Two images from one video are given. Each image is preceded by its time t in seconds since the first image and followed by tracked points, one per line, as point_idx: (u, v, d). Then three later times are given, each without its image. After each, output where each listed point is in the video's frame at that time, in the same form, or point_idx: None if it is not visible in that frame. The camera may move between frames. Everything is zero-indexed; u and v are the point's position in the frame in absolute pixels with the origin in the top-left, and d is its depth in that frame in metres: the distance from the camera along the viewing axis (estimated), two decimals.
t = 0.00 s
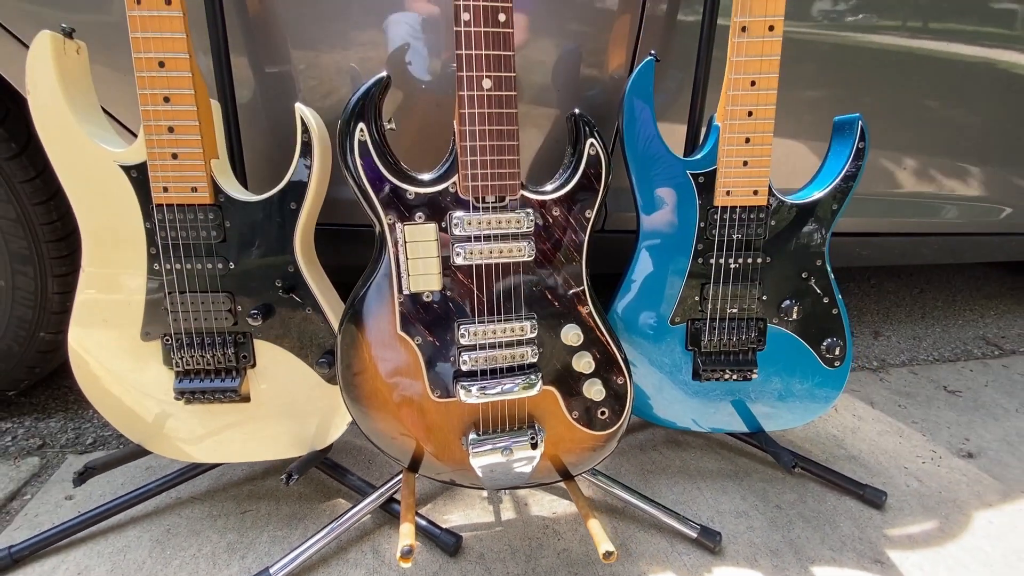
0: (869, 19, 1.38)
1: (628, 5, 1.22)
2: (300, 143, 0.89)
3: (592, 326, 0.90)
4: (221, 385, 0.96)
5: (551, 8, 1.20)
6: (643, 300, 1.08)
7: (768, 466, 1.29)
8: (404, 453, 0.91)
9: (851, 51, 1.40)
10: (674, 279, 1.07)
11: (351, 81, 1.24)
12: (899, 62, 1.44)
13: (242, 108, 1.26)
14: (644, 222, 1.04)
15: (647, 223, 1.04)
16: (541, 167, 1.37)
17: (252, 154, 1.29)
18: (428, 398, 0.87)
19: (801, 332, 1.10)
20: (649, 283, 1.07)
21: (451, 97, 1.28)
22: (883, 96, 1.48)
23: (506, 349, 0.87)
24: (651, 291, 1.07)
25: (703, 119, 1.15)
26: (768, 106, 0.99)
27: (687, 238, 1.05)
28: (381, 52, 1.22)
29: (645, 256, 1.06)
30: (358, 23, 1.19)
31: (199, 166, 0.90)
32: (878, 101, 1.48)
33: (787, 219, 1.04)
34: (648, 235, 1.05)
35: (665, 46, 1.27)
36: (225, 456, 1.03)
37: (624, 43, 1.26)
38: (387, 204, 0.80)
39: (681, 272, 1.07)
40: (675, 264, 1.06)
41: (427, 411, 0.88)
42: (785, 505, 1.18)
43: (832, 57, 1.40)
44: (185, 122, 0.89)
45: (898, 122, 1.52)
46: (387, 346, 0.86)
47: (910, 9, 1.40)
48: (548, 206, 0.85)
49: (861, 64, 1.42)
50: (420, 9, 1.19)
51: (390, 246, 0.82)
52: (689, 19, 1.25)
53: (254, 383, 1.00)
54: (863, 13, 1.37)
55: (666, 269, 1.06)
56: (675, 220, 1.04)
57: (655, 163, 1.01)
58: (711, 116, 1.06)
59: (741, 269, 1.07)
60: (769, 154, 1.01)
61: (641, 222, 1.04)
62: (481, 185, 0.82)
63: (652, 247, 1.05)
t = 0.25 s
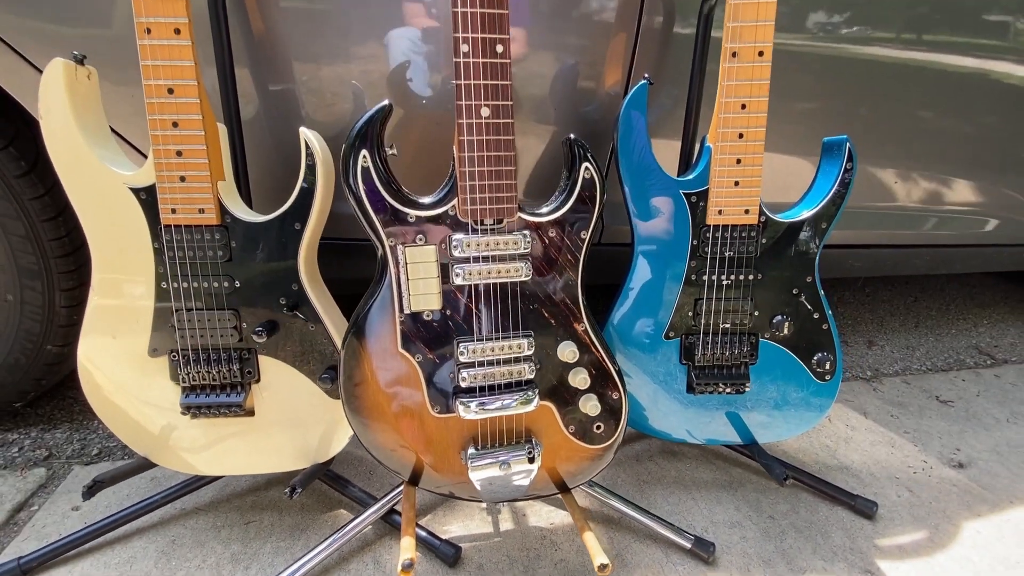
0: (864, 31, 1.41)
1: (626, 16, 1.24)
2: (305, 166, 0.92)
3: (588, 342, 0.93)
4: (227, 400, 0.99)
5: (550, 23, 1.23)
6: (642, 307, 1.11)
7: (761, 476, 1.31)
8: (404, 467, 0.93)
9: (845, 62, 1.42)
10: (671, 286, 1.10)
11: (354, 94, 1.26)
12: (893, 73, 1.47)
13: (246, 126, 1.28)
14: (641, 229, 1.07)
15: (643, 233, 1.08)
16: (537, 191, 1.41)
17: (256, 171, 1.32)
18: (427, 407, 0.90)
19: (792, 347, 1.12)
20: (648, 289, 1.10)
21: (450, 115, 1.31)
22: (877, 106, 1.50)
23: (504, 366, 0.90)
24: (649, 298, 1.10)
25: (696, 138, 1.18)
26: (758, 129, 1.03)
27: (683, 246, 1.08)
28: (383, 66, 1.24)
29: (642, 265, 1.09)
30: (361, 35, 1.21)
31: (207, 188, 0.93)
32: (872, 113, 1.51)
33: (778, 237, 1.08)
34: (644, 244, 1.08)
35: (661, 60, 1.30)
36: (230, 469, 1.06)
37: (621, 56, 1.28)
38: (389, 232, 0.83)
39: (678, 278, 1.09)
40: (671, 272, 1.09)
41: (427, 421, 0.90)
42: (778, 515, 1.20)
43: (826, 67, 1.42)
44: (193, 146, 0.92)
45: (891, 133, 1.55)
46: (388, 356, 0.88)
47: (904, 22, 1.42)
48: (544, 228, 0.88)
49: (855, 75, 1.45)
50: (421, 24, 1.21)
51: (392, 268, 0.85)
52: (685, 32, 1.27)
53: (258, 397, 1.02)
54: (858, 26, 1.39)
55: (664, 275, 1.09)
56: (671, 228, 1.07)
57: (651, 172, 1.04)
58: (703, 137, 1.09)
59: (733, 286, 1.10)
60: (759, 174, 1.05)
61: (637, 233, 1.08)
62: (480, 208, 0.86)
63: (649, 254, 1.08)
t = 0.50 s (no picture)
0: (860, 40, 1.43)
1: (623, 27, 1.27)
2: (308, 182, 0.94)
3: (584, 354, 0.95)
4: (230, 411, 1.01)
5: (549, 34, 1.25)
6: (639, 313, 1.13)
7: (757, 484, 1.33)
8: (403, 476, 0.95)
9: (840, 72, 1.45)
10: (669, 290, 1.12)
11: (356, 103, 1.28)
12: (888, 82, 1.49)
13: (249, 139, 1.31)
14: (637, 236, 1.09)
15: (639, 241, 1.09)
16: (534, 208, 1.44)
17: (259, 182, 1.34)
18: (426, 414, 0.92)
19: (785, 358, 1.15)
20: (645, 295, 1.12)
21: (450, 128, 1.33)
22: (871, 116, 1.52)
23: (502, 377, 0.92)
24: (647, 303, 1.12)
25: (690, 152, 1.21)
26: (750, 145, 1.06)
27: (680, 251, 1.10)
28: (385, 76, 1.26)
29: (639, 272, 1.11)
30: (364, 45, 1.23)
31: (212, 204, 0.95)
32: (867, 122, 1.53)
33: (770, 250, 1.10)
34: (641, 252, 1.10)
35: (658, 69, 1.32)
36: (233, 479, 1.07)
37: (618, 66, 1.30)
38: (390, 245, 0.86)
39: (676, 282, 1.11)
40: (669, 277, 1.11)
41: (426, 428, 0.92)
42: (772, 523, 1.22)
43: (821, 75, 1.44)
44: (198, 163, 0.94)
45: (886, 142, 1.57)
46: (387, 365, 0.90)
47: (899, 32, 1.44)
48: (541, 243, 0.91)
49: (850, 84, 1.47)
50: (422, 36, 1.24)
51: (392, 282, 0.87)
52: (681, 41, 1.30)
53: (260, 408, 1.04)
54: (854, 35, 1.42)
55: (661, 280, 1.11)
56: (667, 235, 1.09)
57: (645, 182, 1.06)
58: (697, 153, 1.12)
59: (728, 297, 1.12)
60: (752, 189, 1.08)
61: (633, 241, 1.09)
62: (478, 225, 0.88)
63: (646, 260, 1.10)
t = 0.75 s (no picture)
0: (857, 51, 1.45)
1: (622, 40, 1.29)
2: (314, 198, 0.97)
3: (584, 366, 0.97)
4: (236, 421, 1.03)
5: (550, 50, 1.28)
6: (638, 322, 1.14)
7: (755, 493, 1.35)
8: (406, 486, 0.97)
9: (836, 83, 1.47)
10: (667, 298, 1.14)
11: (360, 114, 1.31)
12: (884, 93, 1.51)
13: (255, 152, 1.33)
14: (636, 243, 1.11)
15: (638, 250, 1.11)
16: (535, 222, 1.47)
17: (264, 195, 1.37)
18: (427, 421, 0.93)
19: (782, 368, 1.17)
20: (644, 302, 1.14)
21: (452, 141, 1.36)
22: (867, 129, 1.55)
23: (503, 389, 0.94)
24: (646, 310, 1.14)
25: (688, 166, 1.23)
26: (746, 161, 1.09)
27: (678, 260, 1.12)
28: (388, 88, 1.28)
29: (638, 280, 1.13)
30: (369, 57, 1.25)
31: (219, 219, 0.97)
32: (864, 132, 1.55)
33: (767, 263, 1.13)
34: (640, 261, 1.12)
35: (656, 80, 1.34)
36: (238, 488, 1.09)
37: (617, 78, 1.33)
38: (393, 259, 0.88)
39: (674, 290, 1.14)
40: (667, 285, 1.13)
41: (429, 438, 0.94)
42: (770, 532, 1.23)
43: (818, 86, 1.47)
44: (207, 179, 0.97)
45: (882, 152, 1.59)
46: (391, 376, 0.92)
47: (895, 43, 1.47)
48: (541, 257, 0.93)
49: (846, 95, 1.49)
50: (425, 50, 1.26)
51: (396, 296, 0.89)
52: (679, 53, 1.32)
53: (265, 418, 1.06)
54: (850, 46, 1.44)
55: (660, 288, 1.13)
56: (665, 243, 1.11)
57: (643, 192, 1.08)
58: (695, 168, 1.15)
59: (725, 309, 1.14)
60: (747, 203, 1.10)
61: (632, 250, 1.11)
62: (480, 240, 0.90)
63: (645, 269, 1.12)
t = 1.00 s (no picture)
0: (857, 58, 1.46)
1: (625, 48, 1.31)
2: (322, 206, 0.98)
3: (588, 373, 0.98)
4: (244, 427, 1.04)
5: (554, 60, 1.29)
6: (641, 327, 1.16)
7: (758, 498, 1.35)
8: (412, 491, 0.98)
9: (837, 89, 1.48)
10: (670, 303, 1.15)
11: (366, 122, 1.32)
12: (885, 99, 1.53)
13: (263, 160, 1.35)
14: (638, 247, 1.12)
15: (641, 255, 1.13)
16: (538, 229, 1.49)
17: (271, 202, 1.39)
18: (432, 425, 0.94)
19: (784, 375, 1.18)
20: (647, 307, 1.15)
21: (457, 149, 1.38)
22: (867, 136, 1.56)
23: (509, 395, 0.95)
24: (649, 315, 1.15)
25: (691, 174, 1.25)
26: (748, 170, 1.10)
27: (680, 265, 1.13)
28: (394, 95, 1.30)
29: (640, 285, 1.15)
30: (374, 65, 1.27)
31: (230, 227, 0.99)
32: (865, 138, 1.56)
33: (769, 271, 1.14)
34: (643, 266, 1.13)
35: (658, 88, 1.36)
36: (245, 492, 1.10)
37: (620, 85, 1.34)
38: (400, 266, 0.89)
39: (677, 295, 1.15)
40: (670, 290, 1.14)
41: (435, 443, 0.95)
42: (774, 538, 1.24)
43: (819, 93, 1.48)
44: (218, 188, 0.98)
45: (883, 159, 1.60)
46: (397, 381, 0.93)
47: (895, 50, 1.48)
48: (546, 265, 0.94)
49: (847, 101, 1.50)
50: (430, 59, 1.28)
51: (404, 304, 0.90)
52: (681, 60, 1.34)
53: (273, 424, 1.07)
54: (851, 53, 1.45)
55: (662, 294, 1.14)
56: (668, 249, 1.13)
57: (644, 199, 1.09)
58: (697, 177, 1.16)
59: (727, 316, 1.15)
60: (749, 211, 1.12)
61: (635, 256, 1.13)
62: (487, 247, 0.91)
63: (647, 274, 1.14)
